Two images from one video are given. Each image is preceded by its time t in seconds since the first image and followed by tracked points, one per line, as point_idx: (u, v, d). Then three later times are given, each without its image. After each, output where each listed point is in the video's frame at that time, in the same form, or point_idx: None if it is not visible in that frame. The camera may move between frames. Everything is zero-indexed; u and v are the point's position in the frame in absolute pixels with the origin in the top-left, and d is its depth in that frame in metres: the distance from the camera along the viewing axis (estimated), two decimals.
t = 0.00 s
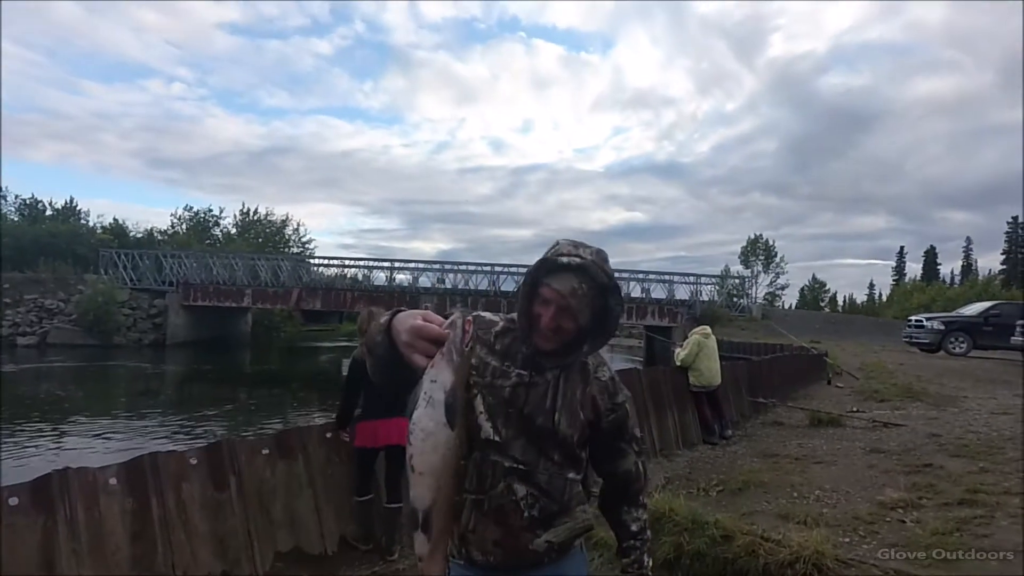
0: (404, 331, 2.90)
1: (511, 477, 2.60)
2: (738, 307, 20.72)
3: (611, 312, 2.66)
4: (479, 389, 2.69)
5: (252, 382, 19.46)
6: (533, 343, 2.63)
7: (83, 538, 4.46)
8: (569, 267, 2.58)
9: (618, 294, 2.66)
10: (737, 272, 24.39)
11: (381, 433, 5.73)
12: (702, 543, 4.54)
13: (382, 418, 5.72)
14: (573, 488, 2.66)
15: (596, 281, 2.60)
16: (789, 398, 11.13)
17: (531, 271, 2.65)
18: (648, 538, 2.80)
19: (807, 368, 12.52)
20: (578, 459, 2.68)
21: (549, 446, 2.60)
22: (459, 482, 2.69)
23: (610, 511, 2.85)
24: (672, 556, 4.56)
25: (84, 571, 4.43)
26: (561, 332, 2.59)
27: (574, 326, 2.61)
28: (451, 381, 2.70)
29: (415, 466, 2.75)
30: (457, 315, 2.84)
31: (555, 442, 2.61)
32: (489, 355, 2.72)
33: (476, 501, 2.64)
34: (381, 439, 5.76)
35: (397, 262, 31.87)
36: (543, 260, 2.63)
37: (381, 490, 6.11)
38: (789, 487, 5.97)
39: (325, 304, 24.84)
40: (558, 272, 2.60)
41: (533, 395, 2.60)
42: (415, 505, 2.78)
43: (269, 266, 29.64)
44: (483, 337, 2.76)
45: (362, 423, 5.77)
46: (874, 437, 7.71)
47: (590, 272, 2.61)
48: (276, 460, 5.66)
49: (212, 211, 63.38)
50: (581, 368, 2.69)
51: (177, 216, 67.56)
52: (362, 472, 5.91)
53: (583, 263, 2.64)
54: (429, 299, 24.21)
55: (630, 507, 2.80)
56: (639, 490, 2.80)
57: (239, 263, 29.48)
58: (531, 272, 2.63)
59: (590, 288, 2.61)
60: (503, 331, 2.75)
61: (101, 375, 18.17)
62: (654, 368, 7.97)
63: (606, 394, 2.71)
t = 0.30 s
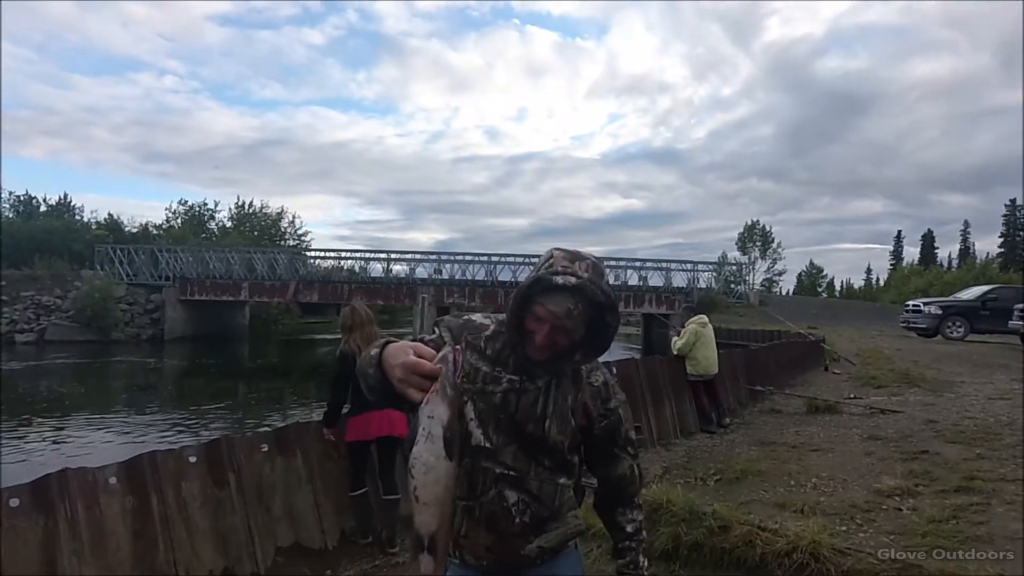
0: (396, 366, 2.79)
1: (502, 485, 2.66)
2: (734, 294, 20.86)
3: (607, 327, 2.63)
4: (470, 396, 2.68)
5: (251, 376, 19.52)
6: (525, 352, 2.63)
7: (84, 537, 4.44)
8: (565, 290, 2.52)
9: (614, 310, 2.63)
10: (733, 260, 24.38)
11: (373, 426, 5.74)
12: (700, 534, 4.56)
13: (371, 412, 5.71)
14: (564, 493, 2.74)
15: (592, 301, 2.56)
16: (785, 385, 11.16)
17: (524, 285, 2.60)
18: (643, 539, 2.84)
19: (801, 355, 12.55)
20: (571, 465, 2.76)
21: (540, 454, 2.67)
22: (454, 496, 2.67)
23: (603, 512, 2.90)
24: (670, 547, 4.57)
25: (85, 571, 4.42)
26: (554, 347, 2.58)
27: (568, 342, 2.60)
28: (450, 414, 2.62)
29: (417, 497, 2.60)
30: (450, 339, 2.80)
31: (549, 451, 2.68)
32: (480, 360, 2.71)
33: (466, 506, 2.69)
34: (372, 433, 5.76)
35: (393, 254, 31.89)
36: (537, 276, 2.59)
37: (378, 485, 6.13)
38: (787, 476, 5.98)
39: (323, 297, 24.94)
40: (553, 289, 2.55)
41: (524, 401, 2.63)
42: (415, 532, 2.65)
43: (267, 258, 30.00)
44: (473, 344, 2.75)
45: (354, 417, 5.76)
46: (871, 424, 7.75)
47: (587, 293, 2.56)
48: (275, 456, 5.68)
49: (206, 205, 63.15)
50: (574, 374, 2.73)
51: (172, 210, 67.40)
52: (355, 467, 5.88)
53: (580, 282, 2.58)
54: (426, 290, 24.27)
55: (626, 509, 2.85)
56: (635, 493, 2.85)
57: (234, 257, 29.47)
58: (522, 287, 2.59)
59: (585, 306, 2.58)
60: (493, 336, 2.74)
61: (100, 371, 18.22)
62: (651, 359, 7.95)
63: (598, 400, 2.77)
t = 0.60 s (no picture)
0: (392, 363, 2.72)
1: (490, 484, 2.65)
2: (734, 291, 20.83)
3: (597, 334, 2.65)
4: (459, 396, 2.67)
5: (250, 371, 19.55)
6: (514, 356, 2.65)
7: (83, 531, 4.42)
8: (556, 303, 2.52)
9: (603, 318, 2.64)
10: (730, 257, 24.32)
11: (370, 421, 5.76)
12: (695, 532, 4.52)
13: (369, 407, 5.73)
14: (552, 493, 2.75)
15: (583, 311, 2.56)
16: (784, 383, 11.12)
17: (514, 293, 2.60)
18: (630, 539, 2.88)
19: (801, 354, 12.53)
20: (560, 466, 2.77)
21: (529, 454, 2.68)
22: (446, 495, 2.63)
23: (594, 512, 2.93)
24: (666, 545, 4.53)
25: (84, 564, 4.40)
26: (545, 354, 2.59)
27: (558, 349, 2.61)
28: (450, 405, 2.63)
29: (417, 491, 2.52)
30: (441, 340, 2.80)
31: (539, 451, 2.69)
32: (470, 361, 2.72)
33: (456, 505, 2.68)
34: (370, 427, 5.78)
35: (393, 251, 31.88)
36: (527, 286, 2.58)
37: (377, 481, 6.13)
38: (784, 476, 5.94)
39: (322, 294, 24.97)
40: (543, 301, 2.55)
41: (514, 402, 2.64)
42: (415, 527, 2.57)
43: (266, 254, 29.84)
44: (463, 345, 2.76)
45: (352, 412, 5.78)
46: (870, 424, 7.73)
47: (577, 304, 2.56)
48: (274, 452, 5.65)
49: (206, 202, 62.87)
50: (564, 377, 2.76)
51: (171, 204, 67.02)
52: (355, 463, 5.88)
53: (570, 293, 2.57)
54: (425, 286, 24.28)
55: (615, 509, 2.87)
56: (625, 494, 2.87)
57: (234, 254, 29.50)
58: (512, 296, 2.58)
59: (575, 316, 2.58)
60: (484, 338, 2.74)
61: (101, 366, 18.28)
62: (649, 358, 7.90)
63: (588, 402, 2.80)
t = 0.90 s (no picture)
0: (392, 352, 2.68)
1: (499, 475, 2.41)
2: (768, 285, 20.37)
3: (603, 313, 2.43)
4: (467, 389, 2.45)
5: (283, 371, 19.83)
6: (521, 344, 2.41)
7: (125, 524, 4.50)
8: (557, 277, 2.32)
9: (608, 295, 2.43)
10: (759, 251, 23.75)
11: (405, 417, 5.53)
12: (722, 533, 4.26)
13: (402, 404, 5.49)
14: (562, 486, 2.46)
15: (584, 287, 2.35)
16: (820, 378, 10.74)
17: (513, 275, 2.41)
18: (644, 535, 2.56)
19: (839, 348, 12.10)
20: (567, 457, 2.47)
21: (539, 444, 2.41)
22: (451, 485, 2.48)
23: (603, 505, 2.63)
24: (692, 546, 4.27)
25: (126, 554, 4.48)
26: (550, 337, 2.38)
27: (564, 331, 2.39)
28: (447, 392, 2.48)
29: (413, 476, 2.53)
30: (447, 333, 2.57)
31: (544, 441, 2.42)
32: (478, 354, 2.47)
33: (465, 498, 2.46)
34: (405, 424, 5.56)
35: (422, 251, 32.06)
36: (525, 264, 2.39)
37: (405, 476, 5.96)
38: (820, 475, 5.61)
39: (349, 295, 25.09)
40: (544, 277, 2.36)
41: (522, 393, 2.39)
42: (414, 510, 2.58)
43: (296, 258, 30.12)
44: (470, 338, 2.51)
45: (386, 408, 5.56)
46: (914, 420, 7.35)
47: (578, 278, 2.37)
48: (302, 448, 5.54)
49: (237, 210, 63.99)
50: (571, 364, 2.49)
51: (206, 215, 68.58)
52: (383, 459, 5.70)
53: (570, 268, 2.38)
54: (452, 286, 24.32)
55: (626, 505, 2.57)
56: (635, 485, 2.58)
57: (266, 259, 30.02)
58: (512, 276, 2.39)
59: (578, 292, 2.38)
60: (491, 329, 2.50)
61: (140, 369, 18.82)
62: (676, 355, 7.64)
63: (595, 393, 2.51)
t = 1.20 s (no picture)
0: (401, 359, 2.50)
1: (539, 476, 2.13)
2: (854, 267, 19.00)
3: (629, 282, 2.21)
4: (504, 386, 2.20)
5: (359, 376, 20.24)
6: (549, 329, 2.21)
7: (207, 527, 4.68)
8: (572, 241, 2.12)
9: (631, 261, 2.22)
10: (839, 233, 22.52)
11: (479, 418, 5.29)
12: (805, 537, 3.87)
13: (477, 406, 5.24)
14: (607, 487, 2.17)
15: (604, 252, 2.15)
16: (916, 365, 10.00)
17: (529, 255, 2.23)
18: (702, 539, 2.31)
19: (937, 331, 11.25)
20: (610, 456, 2.18)
21: (579, 441, 2.13)
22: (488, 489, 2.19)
23: (654, 508, 2.35)
24: (772, 552, 3.89)
25: (209, 556, 4.64)
26: (577, 313, 2.16)
27: (592, 305, 2.17)
28: (432, 405, 2.26)
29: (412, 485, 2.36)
30: (482, 334, 2.31)
31: (585, 436, 2.13)
32: (512, 351, 2.22)
33: (504, 502, 2.18)
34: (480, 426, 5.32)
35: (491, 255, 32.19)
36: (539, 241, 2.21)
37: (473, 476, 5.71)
38: (920, 472, 5.06)
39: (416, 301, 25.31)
40: (559, 247, 2.17)
41: (559, 385, 2.15)
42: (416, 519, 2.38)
43: (365, 269, 30.61)
44: (503, 333, 2.27)
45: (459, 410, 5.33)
46: None
47: (595, 243, 2.16)
48: (367, 451, 5.41)
49: (311, 224, 66.09)
50: (610, 354, 2.22)
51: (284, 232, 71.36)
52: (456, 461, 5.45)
53: (584, 234, 2.19)
54: (519, 287, 24.28)
55: (679, 507, 2.30)
56: (688, 486, 2.30)
57: (337, 270, 30.86)
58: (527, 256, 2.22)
59: (599, 260, 2.17)
60: (526, 325, 2.25)
61: (226, 380, 19.63)
62: (750, 346, 7.27)
63: (637, 383, 2.23)
